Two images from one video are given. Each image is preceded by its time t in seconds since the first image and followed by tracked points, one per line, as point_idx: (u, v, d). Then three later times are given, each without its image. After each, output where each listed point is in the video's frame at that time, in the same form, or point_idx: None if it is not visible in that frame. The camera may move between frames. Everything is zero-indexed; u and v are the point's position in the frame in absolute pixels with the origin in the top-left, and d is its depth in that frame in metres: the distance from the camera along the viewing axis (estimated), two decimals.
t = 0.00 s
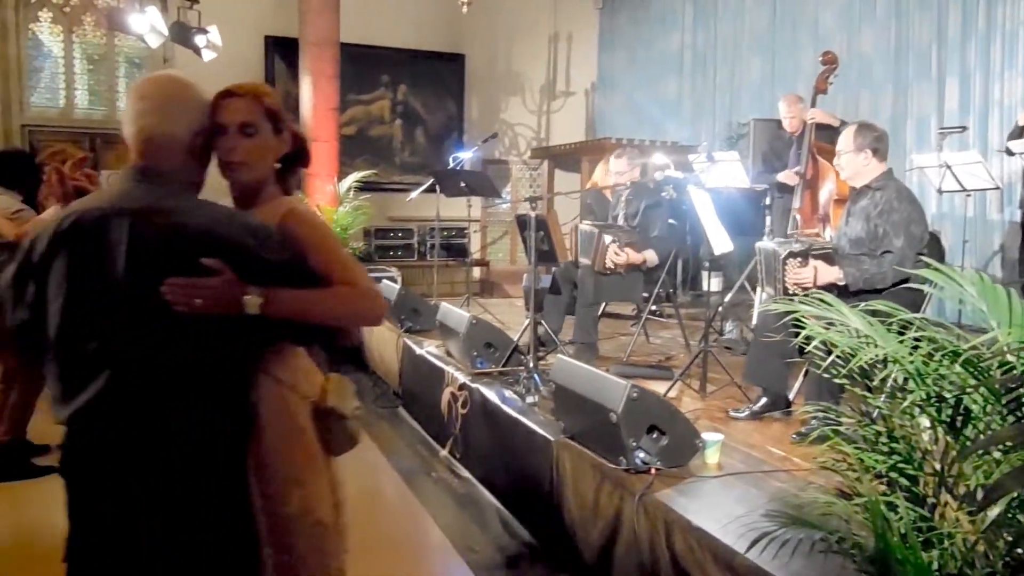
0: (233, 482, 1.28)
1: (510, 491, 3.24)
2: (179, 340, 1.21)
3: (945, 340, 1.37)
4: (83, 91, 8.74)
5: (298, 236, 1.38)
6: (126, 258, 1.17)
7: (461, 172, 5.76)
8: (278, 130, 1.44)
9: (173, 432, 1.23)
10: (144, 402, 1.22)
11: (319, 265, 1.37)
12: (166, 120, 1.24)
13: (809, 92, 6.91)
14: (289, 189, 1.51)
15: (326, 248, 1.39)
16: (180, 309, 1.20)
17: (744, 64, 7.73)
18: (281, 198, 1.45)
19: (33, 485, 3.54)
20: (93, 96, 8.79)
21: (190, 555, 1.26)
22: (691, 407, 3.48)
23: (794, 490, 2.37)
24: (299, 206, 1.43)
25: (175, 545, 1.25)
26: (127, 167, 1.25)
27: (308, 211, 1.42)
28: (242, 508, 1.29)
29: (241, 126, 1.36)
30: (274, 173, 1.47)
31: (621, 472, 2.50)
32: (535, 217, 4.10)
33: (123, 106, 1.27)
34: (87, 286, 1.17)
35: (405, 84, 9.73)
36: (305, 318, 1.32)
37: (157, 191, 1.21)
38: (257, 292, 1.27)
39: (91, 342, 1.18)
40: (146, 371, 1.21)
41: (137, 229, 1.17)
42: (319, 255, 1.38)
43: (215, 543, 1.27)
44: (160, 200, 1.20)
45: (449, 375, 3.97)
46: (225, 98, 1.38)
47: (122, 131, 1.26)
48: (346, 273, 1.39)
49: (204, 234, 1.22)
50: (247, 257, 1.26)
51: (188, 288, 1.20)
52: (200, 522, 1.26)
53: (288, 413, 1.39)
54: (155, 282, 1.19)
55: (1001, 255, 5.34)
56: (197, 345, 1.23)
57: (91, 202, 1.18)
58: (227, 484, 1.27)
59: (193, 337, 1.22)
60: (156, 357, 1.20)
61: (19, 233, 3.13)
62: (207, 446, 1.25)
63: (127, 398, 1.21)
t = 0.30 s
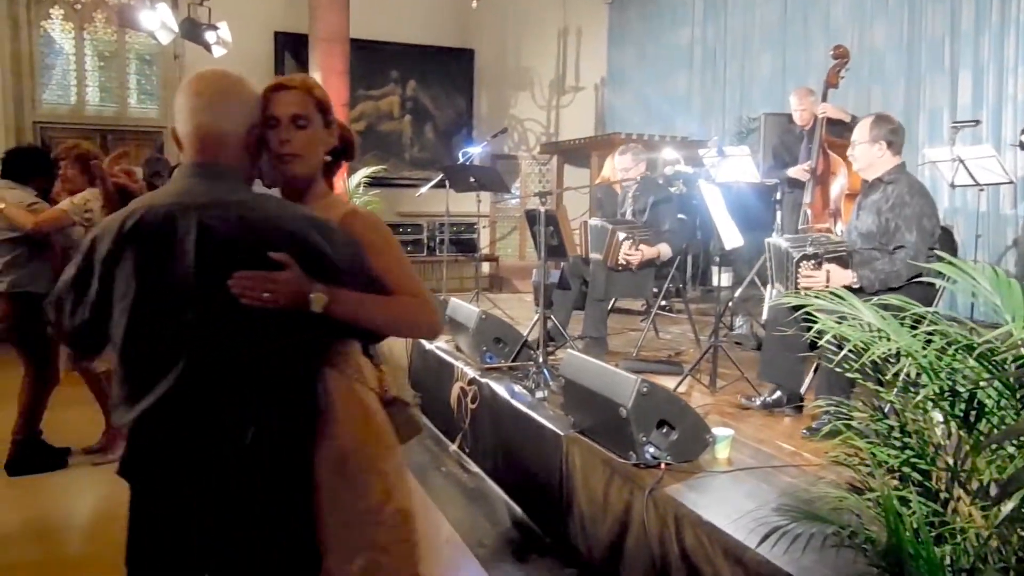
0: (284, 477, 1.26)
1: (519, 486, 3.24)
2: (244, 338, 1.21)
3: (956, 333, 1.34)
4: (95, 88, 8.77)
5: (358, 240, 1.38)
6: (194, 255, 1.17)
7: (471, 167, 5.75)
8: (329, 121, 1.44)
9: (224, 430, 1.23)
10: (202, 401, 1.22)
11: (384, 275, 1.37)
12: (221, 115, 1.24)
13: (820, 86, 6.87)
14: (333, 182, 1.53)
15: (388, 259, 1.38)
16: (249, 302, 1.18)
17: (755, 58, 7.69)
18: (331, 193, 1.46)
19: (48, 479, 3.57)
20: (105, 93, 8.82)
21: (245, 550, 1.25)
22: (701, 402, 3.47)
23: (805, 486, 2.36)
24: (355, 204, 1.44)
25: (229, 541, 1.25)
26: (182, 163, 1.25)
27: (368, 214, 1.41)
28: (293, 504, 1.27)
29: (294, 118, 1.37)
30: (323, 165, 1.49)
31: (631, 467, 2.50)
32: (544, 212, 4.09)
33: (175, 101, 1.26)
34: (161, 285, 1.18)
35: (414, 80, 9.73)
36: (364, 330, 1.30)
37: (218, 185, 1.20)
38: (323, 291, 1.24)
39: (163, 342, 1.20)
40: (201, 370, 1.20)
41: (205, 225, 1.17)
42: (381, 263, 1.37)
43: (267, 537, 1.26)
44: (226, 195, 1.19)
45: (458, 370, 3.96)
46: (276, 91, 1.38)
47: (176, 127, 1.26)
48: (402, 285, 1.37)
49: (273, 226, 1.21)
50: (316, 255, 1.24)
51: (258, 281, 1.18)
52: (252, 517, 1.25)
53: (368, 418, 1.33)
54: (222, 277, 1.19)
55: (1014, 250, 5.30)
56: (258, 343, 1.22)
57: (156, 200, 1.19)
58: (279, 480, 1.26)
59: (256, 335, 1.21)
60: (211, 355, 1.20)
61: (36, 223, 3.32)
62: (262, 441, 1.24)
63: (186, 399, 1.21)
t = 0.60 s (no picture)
0: (309, 480, 1.28)
1: (531, 481, 3.25)
2: (282, 339, 1.22)
3: (975, 329, 1.34)
4: (107, 83, 8.83)
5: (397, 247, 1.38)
6: (237, 258, 1.19)
7: (482, 162, 5.75)
8: (365, 123, 1.45)
9: (259, 430, 1.24)
10: (239, 402, 1.22)
11: (422, 284, 1.37)
12: (262, 115, 1.25)
13: (832, 80, 6.83)
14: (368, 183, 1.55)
15: (425, 269, 1.38)
16: (287, 306, 1.20)
17: (767, 51, 7.65)
18: (366, 197, 1.46)
19: (62, 473, 3.60)
20: (117, 89, 8.87)
21: (265, 553, 1.26)
22: (713, 398, 3.46)
23: (816, 482, 2.36)
24: (393, 209, 1.44)
25: (249, 542, 1.26)
26: (225, 165, 1.26)
27: (406, 220, 1.41)
28: (313, 507, 1.28)
29: (332, 120, 1.39)
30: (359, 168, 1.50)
31: (643, 463, 2.49)
32: (555, 207, 4.09)
33: (217, 103, 1.28)
34: (201, 288, 1.20)
35: (424, 75, 9.75)
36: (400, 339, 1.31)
37: (259, 187, 1.21)
38: (360, 297, 1.26)
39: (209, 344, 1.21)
40: (241, 371, 1.21)
41: (247, 228, 1.19)
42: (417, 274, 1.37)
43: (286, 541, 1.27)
44: (266, 198, 1.21)
45: (469, 366, 3.97)
46: (317, 93, 1.40)
47: (218, 128, 1.27)
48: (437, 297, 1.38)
49: (312, 232, 1.22)
50: (353, 262, 1.25)
51: (296, 286, 1.20)
52: (275, 518, 1.26)
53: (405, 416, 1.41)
54: (264, 278, 1.21)
55: None
56: (295, 346, 1.23)
57: (198, 202, 1.21)
58: (306, 483, 1.28)
59: (292, 339, 1.23)
60: (249, 355, 1.21)
61: (48, 228, 3.34)
62: (298, 442, 1.26)
63: (226, 398, 1.22)
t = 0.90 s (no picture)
0: (362, 474, 1.32)
1: (564, 478, 3.24)
2: (340, 331, 1.25)
3: None
4: (143, 84, 8.98)
5: (451, 245, 1.45)
6: (297, 250, 1.21)
7: (513, 158, 5.76)
8: (417, 126, 1.49)
9: (317, 425, 1.28)
10: (300, 395, 1.26)
11: (472, 278, 1.43)
12: (318, 119, 1.28)
13: (868, 73, 6.71)
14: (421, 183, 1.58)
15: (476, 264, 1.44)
16: (345, 297, 1.23)
17: (800, 44, 7.53)
18: (416, 196, 1.52)
19: (108, 468, 3.69)
20: (153, 89, 9.02)
21: (323, 551, 1.30)
22: (747, 395, 3.43)
23: (854, 481, 2.33)
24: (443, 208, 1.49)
25: (307, 541, 1.30)
26: (286, 165, 1.28)
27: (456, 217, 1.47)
28: (369, 498, 1.33)
29: (385, 123, 1.43)
30: (412, 170, 1.55)
31: (677, 459, 2.48)
32: (587, 203, 4.09)
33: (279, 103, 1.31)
34: (263, 279, 1.23)
35: (453, 73, 9.87)
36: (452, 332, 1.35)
37: (316, 186, 1.24)
38: (415, 289, 1.28)
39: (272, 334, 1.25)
40: (298, 366, 1.24)
41: (307, 226, 1.21)
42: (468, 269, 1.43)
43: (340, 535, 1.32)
44: (327, 195, 1.23)
45: (501, 362, 3.98)
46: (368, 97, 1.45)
47: (278, 130, 1.30)
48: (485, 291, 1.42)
49: (369, 228, 1.25)
50: (409, 257, 1.28)
51: (354, 278, 1.22)
52: (330, 511, 1.30)
53: (453, 409, 1.45)
54: (321, 273, 1.23)
55: None
56: (353, 338, 1.26)
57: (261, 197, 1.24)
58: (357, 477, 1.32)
59: (350, 332, 1.26)
60: (307, 351, 1.24)
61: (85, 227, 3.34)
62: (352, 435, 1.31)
63: (286, 389, 1.25)
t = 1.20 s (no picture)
0: (416, 458, 1.43)
1: (614, 475, 3.24)
2: (396, 317, 1.38)
3: None
4: (197, 84, 9.18)
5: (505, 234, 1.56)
6: (358, 239, 1.33)
7: (562, 154, 5.74)
8: (477, 125, 1.59)
9: (374, 414, 1.39)
10: (357, 382, 1.38)
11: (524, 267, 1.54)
12: (387, 122, 1.43)
13: (927, 66, 6.51)
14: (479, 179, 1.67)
15: (533, 256, 1.54)
16: (404, 281, 1.35)
17: (854, 37, 7.36)
18: (474, 190, 1.63)
19: (166, 458, 3.80)
20: (207, 88, 9.22)
21: (380, 551, 1.42)
22: (801, 395, 3.37)
23: (916, 485, 2.27)
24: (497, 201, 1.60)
25: (367, 541, 1.42)
26: (355, 163, 1.42)
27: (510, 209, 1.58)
28: (424, 482, 1.44)
29: (446, 124, 1.53)
30: (472, 166, 1.65)
31: (731, 459, 2.44)
32: (637, 199, 4.05)
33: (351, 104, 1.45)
34: (325, 268, 1.35)
35: (501, 69, 9.81)
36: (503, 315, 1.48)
37: (380, 181, 1.38)
38: (467, 277, 1.41)
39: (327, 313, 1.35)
40: (356, 354, 1.37)
41: (368, 217, 1.34)
42: (522, 258, 1.54)
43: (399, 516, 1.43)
44: (387, 194, 1.36)
45: (549, 359, 3.98)
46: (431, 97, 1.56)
47: (347, 130, 1.45)
48: (535, 279, 1.53)
49: (426, 220, 1.38)
50: (462, 248, 1.41)
51: (413, 265, 1.35)
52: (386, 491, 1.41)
53: (504, 392, 1.57)
54: (384, 260, 1.36)
55: None
56: (410, 322, 1.39)
57: (325, 195, 1.36)
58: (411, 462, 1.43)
59: (406, 316, 1.38)
60: (368, 333, 1.36)
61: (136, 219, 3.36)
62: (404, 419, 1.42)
63: (348, 373, 1.38)
